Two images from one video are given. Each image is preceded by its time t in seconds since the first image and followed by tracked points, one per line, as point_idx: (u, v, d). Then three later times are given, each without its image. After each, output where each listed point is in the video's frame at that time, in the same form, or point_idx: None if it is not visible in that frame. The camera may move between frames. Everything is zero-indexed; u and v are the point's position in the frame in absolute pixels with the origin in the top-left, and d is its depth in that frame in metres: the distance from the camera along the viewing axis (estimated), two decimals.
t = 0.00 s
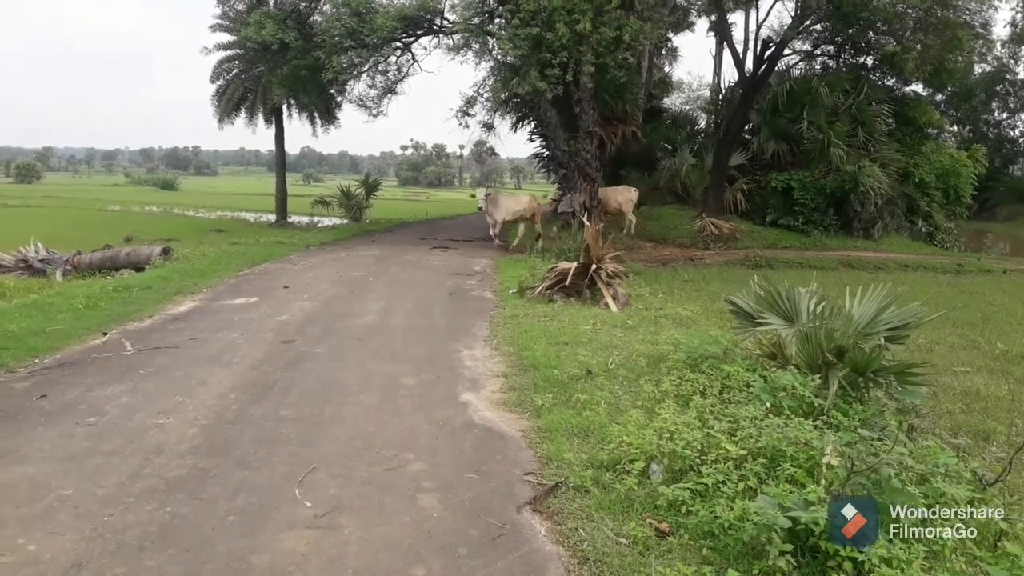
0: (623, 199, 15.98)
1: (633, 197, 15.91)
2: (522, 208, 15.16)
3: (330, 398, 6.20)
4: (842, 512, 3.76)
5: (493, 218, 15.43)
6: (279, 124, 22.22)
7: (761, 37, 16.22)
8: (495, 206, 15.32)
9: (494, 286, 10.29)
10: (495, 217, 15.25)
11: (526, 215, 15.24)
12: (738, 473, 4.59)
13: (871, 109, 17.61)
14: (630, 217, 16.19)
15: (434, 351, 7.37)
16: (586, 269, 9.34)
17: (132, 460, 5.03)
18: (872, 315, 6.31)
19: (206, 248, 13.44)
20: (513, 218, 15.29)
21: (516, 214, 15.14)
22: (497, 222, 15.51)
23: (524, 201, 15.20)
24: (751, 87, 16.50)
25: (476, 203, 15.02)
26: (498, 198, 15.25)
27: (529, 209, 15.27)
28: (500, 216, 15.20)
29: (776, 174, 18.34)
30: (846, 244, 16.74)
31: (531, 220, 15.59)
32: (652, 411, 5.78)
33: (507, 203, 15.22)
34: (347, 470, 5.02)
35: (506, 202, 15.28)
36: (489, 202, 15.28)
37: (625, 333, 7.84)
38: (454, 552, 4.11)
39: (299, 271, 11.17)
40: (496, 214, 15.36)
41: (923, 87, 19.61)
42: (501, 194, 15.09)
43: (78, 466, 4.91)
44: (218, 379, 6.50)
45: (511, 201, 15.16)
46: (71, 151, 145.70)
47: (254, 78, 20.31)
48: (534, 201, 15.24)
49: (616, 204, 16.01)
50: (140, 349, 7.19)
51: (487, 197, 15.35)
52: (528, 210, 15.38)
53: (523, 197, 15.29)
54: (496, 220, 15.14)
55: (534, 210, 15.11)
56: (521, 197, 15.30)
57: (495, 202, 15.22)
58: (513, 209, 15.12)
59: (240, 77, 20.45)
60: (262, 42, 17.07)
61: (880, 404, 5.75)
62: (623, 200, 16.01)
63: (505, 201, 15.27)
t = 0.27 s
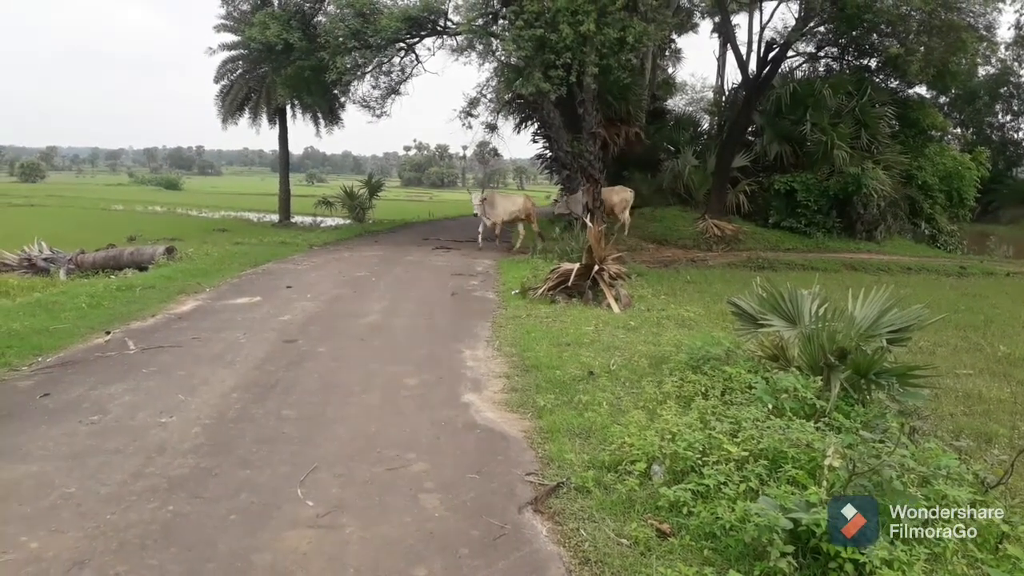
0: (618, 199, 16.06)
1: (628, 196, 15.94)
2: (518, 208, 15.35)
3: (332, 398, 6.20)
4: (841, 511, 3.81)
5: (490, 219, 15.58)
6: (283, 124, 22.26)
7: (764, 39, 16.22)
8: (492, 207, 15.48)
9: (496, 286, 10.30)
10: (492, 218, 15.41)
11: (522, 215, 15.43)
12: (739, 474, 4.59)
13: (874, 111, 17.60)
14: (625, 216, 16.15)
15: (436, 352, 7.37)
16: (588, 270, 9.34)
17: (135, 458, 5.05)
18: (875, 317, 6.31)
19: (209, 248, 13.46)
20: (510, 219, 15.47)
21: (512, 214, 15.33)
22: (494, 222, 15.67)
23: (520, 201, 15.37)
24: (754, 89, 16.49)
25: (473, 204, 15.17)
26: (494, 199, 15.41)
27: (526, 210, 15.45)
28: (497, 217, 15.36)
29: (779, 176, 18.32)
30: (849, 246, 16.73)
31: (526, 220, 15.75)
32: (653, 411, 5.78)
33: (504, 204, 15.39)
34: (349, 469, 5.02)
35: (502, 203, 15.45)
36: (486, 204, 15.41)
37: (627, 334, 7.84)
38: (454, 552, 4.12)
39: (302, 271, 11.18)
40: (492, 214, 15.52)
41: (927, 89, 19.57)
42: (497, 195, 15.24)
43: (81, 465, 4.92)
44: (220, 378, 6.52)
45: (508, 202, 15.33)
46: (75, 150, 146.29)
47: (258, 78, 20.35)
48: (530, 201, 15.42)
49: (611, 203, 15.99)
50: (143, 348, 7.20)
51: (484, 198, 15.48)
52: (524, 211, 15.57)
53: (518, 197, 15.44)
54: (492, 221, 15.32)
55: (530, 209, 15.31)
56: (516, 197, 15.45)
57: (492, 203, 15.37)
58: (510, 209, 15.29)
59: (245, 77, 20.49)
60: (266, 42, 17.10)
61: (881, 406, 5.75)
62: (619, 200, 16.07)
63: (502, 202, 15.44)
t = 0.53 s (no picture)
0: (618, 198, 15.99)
1: (628, 194, 15.89)
2: (518, 205, 15.41)
3: (339, 395, 6.22)
4: (841, 512, 3.72)
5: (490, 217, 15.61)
6: (290, 121, 22.30)
7: (772, 36, 16.15)
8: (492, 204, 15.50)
9: (503, 284, 10.30)
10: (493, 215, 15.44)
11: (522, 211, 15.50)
12: (745, 471, 4.59)
13: (882, 108, 17.53)
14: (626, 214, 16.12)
15: (443, 349, 7.39)
16: (595, 268, 9.34)
17: (143, 454, 5.07)
18: (882, 314, 6.29)
19: (216, 245, 13.50)
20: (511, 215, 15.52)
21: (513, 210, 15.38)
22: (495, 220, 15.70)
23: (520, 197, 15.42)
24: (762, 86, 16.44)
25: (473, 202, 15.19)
26: (494, 196, 15.44)
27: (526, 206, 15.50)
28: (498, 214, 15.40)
29: (786, 173, 18.26)
30: (856, 244, 16.67)
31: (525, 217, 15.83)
32: (660, 409, 5.78)
33: (504, 201, 15.43)
34: (356, 466, 5.04)
35: (502, 200, 15.49)
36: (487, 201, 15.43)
37: (633, 332, 7.84)
38: (461, 548, 4.13)
39: (309, 268, 11.21)
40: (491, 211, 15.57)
41: (935, 86, 19.47)
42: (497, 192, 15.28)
43: (89, 460, 4.95)
44: (228, 374, 6.55)
45: (508, 198, 15.37)
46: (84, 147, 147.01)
47: (265, 75, 20.38)
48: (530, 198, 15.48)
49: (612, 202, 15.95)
50: (151, 344, 7.24)
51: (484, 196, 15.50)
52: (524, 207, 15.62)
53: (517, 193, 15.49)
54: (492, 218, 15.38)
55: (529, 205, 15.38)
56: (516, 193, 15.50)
57: (492, 200, 15.39)
58: (510, 206, 15.35)
59: (252, 74, 20.53)
60: (273, 39, 17.12)
61: (889, 404, 5.74)
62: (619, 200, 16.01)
63: (502, 199, 15.48)
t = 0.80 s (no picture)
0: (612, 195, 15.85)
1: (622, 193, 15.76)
2: (514, 201, 15.45)
3: (341, 392, 6.23)
4: (841, 512, 3.72)
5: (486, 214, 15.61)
6: (291, 119, 22.31)
7: (773, 32, 16.11)
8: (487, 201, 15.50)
9: (505, 281, 10.30)
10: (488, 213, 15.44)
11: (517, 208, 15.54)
12: (748, 467, 4.59)
13: (884, 105, 17.50)
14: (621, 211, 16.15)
15: (445, 346, 7.39)
16: (596, 265, 9.35)
17: (146, 452, 5.08)
18: (884, 310, 6.28)
19: (219, 243, 13.51)
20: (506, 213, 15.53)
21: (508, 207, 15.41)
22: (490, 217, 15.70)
23: (514, 194, 15.45)
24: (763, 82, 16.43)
25: (469, 200, 15.17)
26: (489, 193, 15.45)
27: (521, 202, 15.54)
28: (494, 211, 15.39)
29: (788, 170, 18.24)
30: (858, 240, 16.65)
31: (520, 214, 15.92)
32: (662, 405, 5.78)
33: (499, 198, 15.45)
34: (358, 462, 5.05)
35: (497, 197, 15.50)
36: (481, 198, 15.42)
37: (635, 328, 7.84)
38: (464, 544, 4.14)
39: (311, 265, 11.22)
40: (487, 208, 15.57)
41: (937, 81, 19.41)
42: (492, 189, 15.30)
43: (92, 458, 4.96)
44: (231, 372, 6.55)
45: (503, 195, 15.39)
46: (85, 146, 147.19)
47: (266, 73, 20.36)
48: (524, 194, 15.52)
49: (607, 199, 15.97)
50: (154, 342, 7.25)
51: (479, 193, 15.50)
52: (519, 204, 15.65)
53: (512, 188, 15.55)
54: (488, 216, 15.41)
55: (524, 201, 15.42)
56: (511, 189, 15.53)
57: (487, 197, 15.39)
58: (506, 202, 15.38)
59: (253, 72, 20.52)
60: (274, 37, 17.10)
61: (891, 400, 5.74)
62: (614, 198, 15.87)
63: (497, 196, 15.50)
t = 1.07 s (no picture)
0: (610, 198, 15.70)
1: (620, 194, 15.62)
2: (516, 201, 15.43)
3: (352, 393, 6.24)
4: (841, 512, 3.74)
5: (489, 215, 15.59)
6: (301, 120, 22.37)
7: (783, 32, 16.06)
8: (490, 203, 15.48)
9: (514, 282, 10.31)
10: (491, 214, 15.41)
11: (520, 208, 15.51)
12: (759, 469, 4.58)
13: (894, 104, 17.43)
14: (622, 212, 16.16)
15: (455, 347, 7.40)
16: (606, 266, 9.35)
17: (158, 452, 5.11)
18: (896, 311, 6.25)
19: (229, 244, 13.55)
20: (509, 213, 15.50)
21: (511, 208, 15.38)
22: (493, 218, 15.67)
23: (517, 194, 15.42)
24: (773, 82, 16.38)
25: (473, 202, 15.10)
26: (491, 193, 15.42)
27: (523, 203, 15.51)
28: (497, 212, 15.36)
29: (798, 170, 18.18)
30: (868, 241, 16.58)
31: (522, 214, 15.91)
32: (672, 407, 5.77)
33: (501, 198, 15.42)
34: (369, 463, 5.06)
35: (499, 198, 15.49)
36: (484, 199, 15.40)
37: (644, 329, 7.83)
38: (475, 546, 4.14)
39: (321, 267, 11.24)
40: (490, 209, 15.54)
41: (948, 81, 19.31)
42: (495, 190, 15.26)
43: (105, 458, 4.99)
44: (242, 373, 6.58)
45: (505, 195, 15.37)
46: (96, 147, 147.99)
47: (276, 75, 20.43)
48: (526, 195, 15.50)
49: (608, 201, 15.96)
50: (165, 343, 7.28)
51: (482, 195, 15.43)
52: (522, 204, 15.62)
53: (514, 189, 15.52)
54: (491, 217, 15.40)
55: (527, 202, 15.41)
56: (513, 189, 15.50)
57: (490, 198, 15.37)
58: (508, 203, 15.36)
59: (263, 73, 20.60)
60: (284, 38, 17.16)
61: (903, 402, 5.71)
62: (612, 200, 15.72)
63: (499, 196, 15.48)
